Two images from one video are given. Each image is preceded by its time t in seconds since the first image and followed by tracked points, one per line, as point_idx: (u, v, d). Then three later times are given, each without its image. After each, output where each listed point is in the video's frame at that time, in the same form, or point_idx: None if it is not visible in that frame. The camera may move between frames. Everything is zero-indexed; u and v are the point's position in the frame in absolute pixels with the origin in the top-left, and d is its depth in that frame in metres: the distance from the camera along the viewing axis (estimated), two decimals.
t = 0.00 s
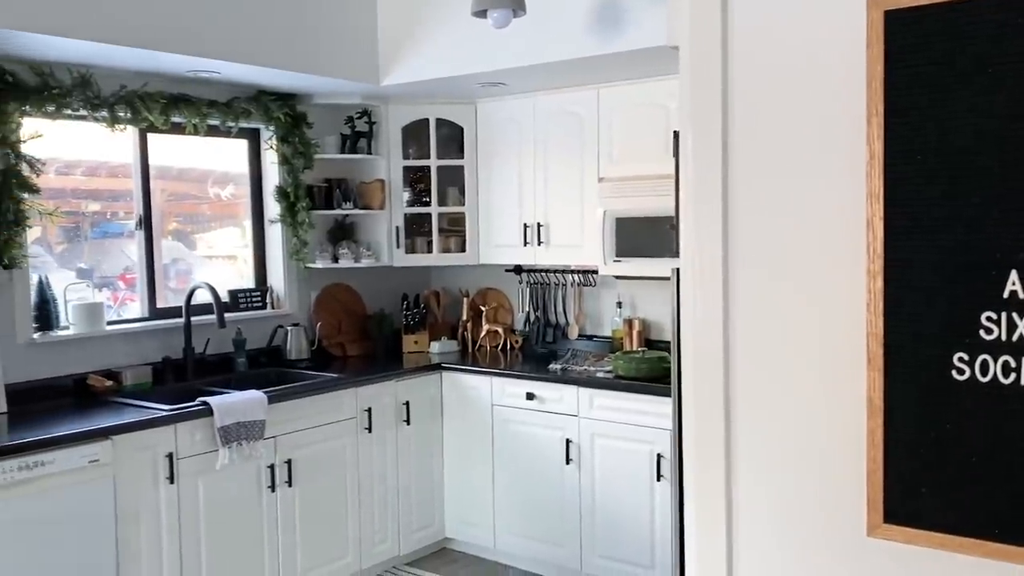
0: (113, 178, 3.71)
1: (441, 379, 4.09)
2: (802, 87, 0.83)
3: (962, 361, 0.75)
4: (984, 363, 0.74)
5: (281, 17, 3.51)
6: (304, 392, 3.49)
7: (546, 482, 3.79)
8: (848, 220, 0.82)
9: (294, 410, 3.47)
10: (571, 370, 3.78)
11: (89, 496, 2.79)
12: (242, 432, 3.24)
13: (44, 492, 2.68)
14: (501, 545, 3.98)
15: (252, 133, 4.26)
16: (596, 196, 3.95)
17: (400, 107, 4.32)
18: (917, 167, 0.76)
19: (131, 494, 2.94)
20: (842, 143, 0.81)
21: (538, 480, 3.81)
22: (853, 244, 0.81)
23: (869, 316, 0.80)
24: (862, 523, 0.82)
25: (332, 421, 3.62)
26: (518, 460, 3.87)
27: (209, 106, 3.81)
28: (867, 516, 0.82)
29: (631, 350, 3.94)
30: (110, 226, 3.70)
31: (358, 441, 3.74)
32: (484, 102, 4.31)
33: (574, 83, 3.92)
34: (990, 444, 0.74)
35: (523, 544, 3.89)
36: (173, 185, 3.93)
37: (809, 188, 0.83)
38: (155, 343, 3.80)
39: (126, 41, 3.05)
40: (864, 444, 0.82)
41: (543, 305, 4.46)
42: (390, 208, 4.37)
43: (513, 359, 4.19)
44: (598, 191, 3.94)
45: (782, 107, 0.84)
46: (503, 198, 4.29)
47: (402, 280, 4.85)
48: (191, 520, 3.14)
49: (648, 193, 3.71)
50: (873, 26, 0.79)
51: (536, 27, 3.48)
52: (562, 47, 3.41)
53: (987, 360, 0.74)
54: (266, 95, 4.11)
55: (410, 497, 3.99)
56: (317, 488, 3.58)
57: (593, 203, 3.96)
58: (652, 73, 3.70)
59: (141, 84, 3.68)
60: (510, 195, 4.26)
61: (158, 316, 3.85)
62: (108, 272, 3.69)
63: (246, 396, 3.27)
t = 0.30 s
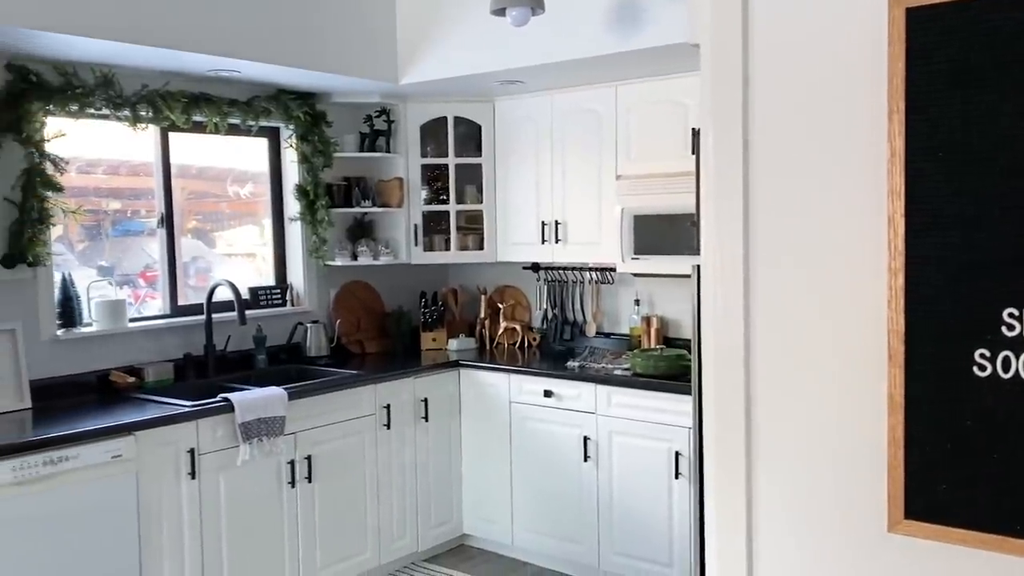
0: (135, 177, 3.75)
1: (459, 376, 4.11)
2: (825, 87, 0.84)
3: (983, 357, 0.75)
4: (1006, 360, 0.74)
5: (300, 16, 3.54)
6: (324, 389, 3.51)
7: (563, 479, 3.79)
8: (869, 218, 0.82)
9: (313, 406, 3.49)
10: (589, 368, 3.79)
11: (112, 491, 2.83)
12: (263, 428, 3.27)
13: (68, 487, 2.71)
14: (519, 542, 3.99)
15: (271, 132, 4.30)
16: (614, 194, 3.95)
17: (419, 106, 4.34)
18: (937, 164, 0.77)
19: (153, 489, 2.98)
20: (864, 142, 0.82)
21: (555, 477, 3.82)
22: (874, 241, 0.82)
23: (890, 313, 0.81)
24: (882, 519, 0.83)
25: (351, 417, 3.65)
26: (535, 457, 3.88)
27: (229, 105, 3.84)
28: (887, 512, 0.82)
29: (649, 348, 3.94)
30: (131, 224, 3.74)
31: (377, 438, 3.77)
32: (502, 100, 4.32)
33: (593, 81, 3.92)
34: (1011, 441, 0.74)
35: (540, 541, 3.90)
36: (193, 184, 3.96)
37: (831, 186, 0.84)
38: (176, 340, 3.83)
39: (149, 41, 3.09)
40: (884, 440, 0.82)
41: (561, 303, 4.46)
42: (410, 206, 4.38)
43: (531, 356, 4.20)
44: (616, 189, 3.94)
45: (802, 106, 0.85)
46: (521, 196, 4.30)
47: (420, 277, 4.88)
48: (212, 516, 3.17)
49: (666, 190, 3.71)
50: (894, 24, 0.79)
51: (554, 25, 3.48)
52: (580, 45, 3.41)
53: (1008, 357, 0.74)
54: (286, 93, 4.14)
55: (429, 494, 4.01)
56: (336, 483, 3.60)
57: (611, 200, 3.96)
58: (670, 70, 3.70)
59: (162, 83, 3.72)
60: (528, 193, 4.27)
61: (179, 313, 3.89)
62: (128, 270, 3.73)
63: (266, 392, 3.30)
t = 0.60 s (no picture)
0: (154, 175, 3.78)
1: (476, 374, 4.12)
2: (843, 90, 0.85)
3: (1003, 355, 0.77)
4: None
5: (320, 15, 3.56)
6: (342, 386, 3.54)
7: (580, 477, 3.80)
8: (889, 217, 0.84)
9: (332, 403, 3.52)
10: (606, 366, 3.79)
11: (133, 487, 2.86)
12: (281, 424, 3.30)
13: (90, 483, 2.75)
14: (535, 540, 3.99)
15: (289, 130, 4.32)
16: (631, 192, 3.95)
17: (437, 104, 4.35)
18: (958, 162, 0.78)
19: (173, 485, 3.01)
20: (884, 143, 0.83)
21: (572, 475, 3.82)
22: (895, 240, 0.84)
23: (909, 310, 0.82)
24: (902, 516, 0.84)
25: (369, 414, 3.67)
26: (552, 455, 3.88)
27: (248, 104, 3.87)
28: (906, 510, 0.84)
29: (666, 346, 3.94)
30: (149, 222, 3.76)
31: (395, 435, 3.78)
32: (519, 99, 4.32)
33: (610, 79, 3.91)
34: None
35: (556, 539, 3.91)
36: (212, 182, 3.99)
37: (850, 187, 0.86)
38: (196, 337, 3.87)
39: (172, 41, 3.12)
40: (904, 436, 0.84)
41: (578, 301, 4.46)
42: (426, 204, 4.41)
43: (547, 354, 4.20)
44: (633, 187, 3.93)
45: (821, 106, 0.87)
46: (538, 194, 4.30)
47: (436, 276, 4.89)
48: (232, 512, 3.20)
49: (684, 188, 3.69)
50: (915, 22, 0.80)
51: (571, 23, 3.49)
52: (597, 42, 3.41)
53: None
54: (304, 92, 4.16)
55: (446, 492, 4.02)
56: (354, 480, 3.63)
57: (629, 198, 3.95)
58: (688, 68, 3.69)
59: (182, 82, 3.75)
60: (546, 191, 4.27)
61: (198, 311, 3.92)
62: (148, 268, 3.76)
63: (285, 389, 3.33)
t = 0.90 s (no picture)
0: (174, 173, 3.81)
1: (493, 372, 4.13)
2: (866, 97, 0.89)
3: None
4: None
5: (341, 14, 3.59)
6: (361, 382, 3.56)
7: (598, 475, 3.79)
8: (910, 220, 0.87)
9: (351, 400, 3.54)
10: (624, 364, 3.79)
11: (153, 482, 2.89)
12: (300, 421, 3.32)
13: (112, 477, 2.77)
14: (552, 538, 3.99)
15: (308, 128, 4.34)
16: (649, 190, 3.94)
17: (455, 102, 4.36)
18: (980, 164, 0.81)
19: (193, 480, 3.03)
20: (905, 146, 0.87)
21: (589, 474, 3.82)
22: (918, 242, 0.87)
23: (931, 309, 0.86)
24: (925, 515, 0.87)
25: (387, 411, 3.69)
26: (569, 453, 3.88)
27: (268, 103, 3.90)
28: (929, 508, 0.87)
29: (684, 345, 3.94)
30: (168, 220, 3.79)
31: (413, 432, 3.80)
32: (537, 97, 4.32)
33: (629, 76, 3.90)
34: None
35: (574, 537, 3.90)
36: (230, 180, 4.01)
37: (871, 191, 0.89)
38: (215, 334, 3.89)
39: (195, 40, 3.14)
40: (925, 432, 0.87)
41: (596, 299, 4.46)
42: (444, 202, 4.41)
43: (565, 352, 4.20)
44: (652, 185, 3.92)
45: (842, 110, 0.91)
46: (556, 192, 4.30)
47: (453, 274, 4.90)
48: (251, 507, 3.22)
49: (702, 186, 3.68)
50: (938, 26, 0.83)
51: (588, 20, 3.48)
52: (618, 38, 3.39)
53: None
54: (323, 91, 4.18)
55: (463, 489, 4.03)
56: (373, 476, 3.64)
57: (647, 196, 3.94)
58: (707, 66, 3.68)
59: (203, 81, 3.78)
60: (563, 188, 4.27)
61: (218, 308, 3.95)
62: (167, 265, 3.79)
63: (305, 386, 3.34)
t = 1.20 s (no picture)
0: (193, 171, 3.83)
1: (511, 368, 4.13)
2: (889, 98, 0.91)
3: None
4: None
5: (361, 11, 3.60)
6: (378, 378, 3.56)
7: (616, 472, 3.79)
8: (932, 222, 0.89)
9: (370, 397, 3.55)
10: (641, 361, 3.78)
11: (174, 477, 2.91)
12: (320, 417, 3.33)
13: (133, 472, 2.80)
14: (570, 535, 4.00)
15: (327, 126, 4.36)
16: (669, 187, 3.93)
17: (473, 99, 4.36)
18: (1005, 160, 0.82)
19: (213, 475, 3.06)
20: (929, 146, 0.89)
21: (607, 471, 3.82)
22: (941, 241, 0.88)
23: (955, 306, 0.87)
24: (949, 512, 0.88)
25: (405, 407, 3.70)
26: (587, 450, 3.88)
27: (287, 100, 3.92)
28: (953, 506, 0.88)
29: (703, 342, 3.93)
30: (188, 217, 3.81)
31: (431, 428, 3.81)
32: (556, 93, 4.32)
33: (648, 72, 3.89)
34: None
35: (592, 535, 3.90)
36: (249, 178, 4.03)
37: (893, 196, 0.91)
38: (235, 330, 3.92)
39: (216, 37, 3.16)
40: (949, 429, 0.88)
41: (613, 296, 4.45)
42: (461, 199, 4.43)
43: (583, 349, 4.20)
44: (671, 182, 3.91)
45: (865, 110, 0.93)
46: (574, 189, 4.30)
47: (471, 271, 4.91)
48: (270, 502, 3.24)
49: (721, 182, 3.67)
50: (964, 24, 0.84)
51: (607, 17, 3.47)
52: (637, 35, 3.39)
53: None
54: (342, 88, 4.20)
55: (481, 486, 4.04)
56: (391, 472, 3.66)
57: (667, 193, 3.93)
58: (726, 62, 3.67)
59: (223, 78, 3.80)
60: (582, 185, 4.26)
61: (237, 304, 3.98)
62: (187, 262, 3.81)
63: (324, 382, 3.36)
